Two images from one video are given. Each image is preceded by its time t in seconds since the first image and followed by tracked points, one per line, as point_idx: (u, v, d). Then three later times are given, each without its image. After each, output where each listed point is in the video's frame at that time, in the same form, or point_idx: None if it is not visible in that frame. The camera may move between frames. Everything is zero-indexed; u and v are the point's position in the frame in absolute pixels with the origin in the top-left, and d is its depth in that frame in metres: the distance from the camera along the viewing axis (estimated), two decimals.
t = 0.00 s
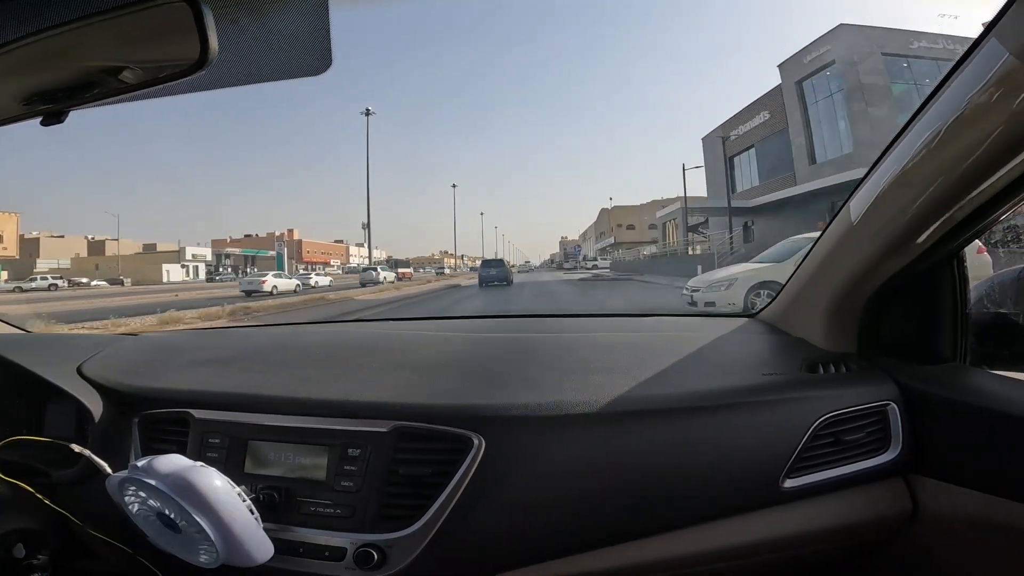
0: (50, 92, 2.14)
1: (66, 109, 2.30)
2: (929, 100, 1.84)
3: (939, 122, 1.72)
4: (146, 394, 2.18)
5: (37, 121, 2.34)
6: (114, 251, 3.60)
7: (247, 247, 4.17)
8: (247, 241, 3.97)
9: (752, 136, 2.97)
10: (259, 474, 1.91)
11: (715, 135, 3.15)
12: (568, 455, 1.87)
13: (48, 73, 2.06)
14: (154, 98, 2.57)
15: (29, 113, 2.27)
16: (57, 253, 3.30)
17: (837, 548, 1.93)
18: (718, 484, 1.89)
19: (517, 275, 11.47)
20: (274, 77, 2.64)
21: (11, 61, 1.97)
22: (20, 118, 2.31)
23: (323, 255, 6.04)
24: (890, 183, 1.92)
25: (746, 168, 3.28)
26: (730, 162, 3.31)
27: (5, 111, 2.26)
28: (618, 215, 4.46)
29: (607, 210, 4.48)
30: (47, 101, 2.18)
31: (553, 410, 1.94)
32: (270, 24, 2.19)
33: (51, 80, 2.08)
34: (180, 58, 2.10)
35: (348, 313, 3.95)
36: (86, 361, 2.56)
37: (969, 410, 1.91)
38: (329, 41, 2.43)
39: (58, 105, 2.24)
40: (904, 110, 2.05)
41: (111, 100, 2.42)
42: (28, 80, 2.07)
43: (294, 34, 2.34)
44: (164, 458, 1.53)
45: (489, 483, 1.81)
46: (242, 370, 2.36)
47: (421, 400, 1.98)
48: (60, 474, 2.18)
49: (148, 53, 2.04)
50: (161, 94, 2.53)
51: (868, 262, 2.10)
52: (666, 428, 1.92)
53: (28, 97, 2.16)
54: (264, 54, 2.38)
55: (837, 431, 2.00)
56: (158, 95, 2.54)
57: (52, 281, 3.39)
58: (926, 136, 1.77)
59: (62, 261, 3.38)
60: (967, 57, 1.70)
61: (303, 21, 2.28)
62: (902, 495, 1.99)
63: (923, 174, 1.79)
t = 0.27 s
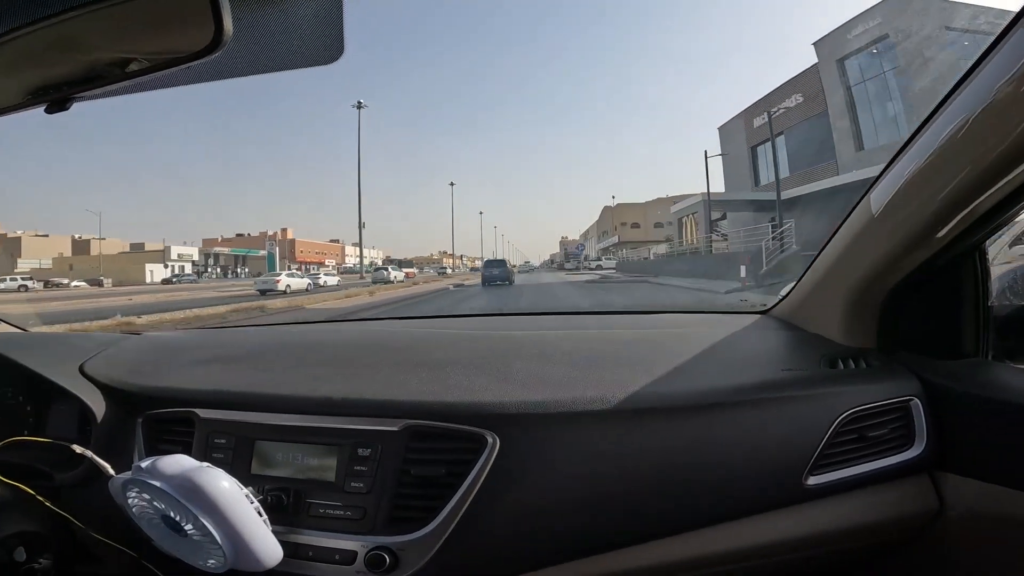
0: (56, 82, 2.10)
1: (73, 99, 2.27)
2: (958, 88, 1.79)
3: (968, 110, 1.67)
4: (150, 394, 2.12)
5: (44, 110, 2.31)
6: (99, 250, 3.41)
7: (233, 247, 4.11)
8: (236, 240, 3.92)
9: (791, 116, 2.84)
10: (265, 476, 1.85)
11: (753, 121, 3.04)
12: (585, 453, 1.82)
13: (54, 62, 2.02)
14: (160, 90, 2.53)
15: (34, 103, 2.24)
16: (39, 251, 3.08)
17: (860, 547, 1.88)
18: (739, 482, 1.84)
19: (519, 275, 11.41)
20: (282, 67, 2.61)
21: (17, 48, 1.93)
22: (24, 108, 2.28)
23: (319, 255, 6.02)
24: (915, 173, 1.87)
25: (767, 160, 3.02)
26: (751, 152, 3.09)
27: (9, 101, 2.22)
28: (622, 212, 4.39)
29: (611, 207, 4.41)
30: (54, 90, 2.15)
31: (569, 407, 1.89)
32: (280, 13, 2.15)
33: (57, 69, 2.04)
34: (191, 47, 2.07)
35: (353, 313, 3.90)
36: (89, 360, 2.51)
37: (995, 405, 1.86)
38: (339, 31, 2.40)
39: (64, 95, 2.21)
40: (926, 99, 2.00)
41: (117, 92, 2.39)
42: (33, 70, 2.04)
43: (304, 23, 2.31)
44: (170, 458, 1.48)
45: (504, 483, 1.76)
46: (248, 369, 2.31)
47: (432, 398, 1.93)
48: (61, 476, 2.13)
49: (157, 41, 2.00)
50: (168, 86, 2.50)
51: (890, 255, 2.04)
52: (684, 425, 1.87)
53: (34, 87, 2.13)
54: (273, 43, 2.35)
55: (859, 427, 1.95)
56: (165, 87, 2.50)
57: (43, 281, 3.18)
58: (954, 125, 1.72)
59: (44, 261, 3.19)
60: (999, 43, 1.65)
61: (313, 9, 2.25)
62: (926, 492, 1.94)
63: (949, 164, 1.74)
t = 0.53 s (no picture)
0: (69, 86, 2.16)
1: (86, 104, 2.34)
2: (948, 95, 1.84)
3: (957, 116, 1.72)
4: (160, 392, 2.17)
5: (58, 115, 2.39)
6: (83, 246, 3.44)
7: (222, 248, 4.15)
8: (228, 241, 3.97)
9: (819, 106, 2.71)
10: (273, 472, 1.90)
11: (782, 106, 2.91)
12: (584, 451, 1.87)
13: (68, 69, 2.08)
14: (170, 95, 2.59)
15: (48, 106, 2.30)
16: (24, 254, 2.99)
17: (853, 543, 1.92)
18: (735, 479, 1.89)
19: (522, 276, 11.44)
20: (291, 74, 2.67)
21: (33, 54, 2.00)
22: (39, 110, 2.35)
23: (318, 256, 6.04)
24: (906, 177, 1.91)
25: (800, 151, 2.97)
26: (778, 143, 3.02)
27: (24, 104, 2.29)
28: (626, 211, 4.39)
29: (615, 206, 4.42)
30: (67, 94, 2.22)
31: (569, 406, 1.94)
32: (288, 20, 2.21)
33: (72, 74, 2.11)
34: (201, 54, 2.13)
35: (357, 313, 3.95)
36: (100, 359, 2.57)
37: (985, 405, 1.90)
38: (347, 40, 2.46)
39: (75, 100, 2.27)
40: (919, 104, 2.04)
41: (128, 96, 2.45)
42: (46, 76, 2.10)
43: (312, 32, 2.36)
44: (182, 454, 1.53)
45: (505, 480, 1.81)
46: (255, 367, 2.36)
47: (435, 397, 1.98)
48: (74, 473, 2.18)
49: (169, 47, 2.06)
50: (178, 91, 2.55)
51: (883, 257, 2.09)
52: (682, 424, 1.91)
53: (47, 92, 2.20)
54: (282, 51, 2.40)
55: (853, 426, 2.00)
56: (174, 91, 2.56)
57: (20, 282, 3.04)
58: (944, 130, 1.77)
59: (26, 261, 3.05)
60: (986, 52, 1.70)
61: (321, 18, 2.30)
62: (919, 490, 1.98)
63: (939, 168, 1.79)
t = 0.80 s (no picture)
0: (66, 88, 2.16)
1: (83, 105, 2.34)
2: (953, 94, 1.81)
3: (962, 116, 1.70)
4: (157, 395, 2.16)
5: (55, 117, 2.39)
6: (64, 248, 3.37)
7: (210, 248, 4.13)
8: (216, 241, 3.96)
9: (862, 85, 2.52)
10: (270, 476, 1.89)
11: (816, 88, 2.72)
12: (582, 455, 1.85)
13: (64, 71, 2.08)
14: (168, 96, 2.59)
15: (46, 107, 2.30)
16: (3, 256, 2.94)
17: (855, 548, 1.90)
18: (735, 484, 1.87)
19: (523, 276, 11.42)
20: (289, 76, 2.66)
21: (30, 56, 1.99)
22: (37, 112, 2.34)
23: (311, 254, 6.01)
24: (910, 178, 1.89)
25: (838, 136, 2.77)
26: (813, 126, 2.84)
27: (21, 106, 2.29)
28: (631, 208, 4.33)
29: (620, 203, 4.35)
30: (64, 96, 2.21)
31: (568, 409, 1.92)
32: (285, 21, 2.20)
33: (68, 77, 2.11)
34: (198, 55, 2.13)
35: (357, 315, 3.93)
36: (98, 360, 2.56)
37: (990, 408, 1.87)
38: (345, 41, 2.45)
39: (72, 101, 2.27)
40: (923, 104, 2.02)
41: (125, 97, 2.44)
42: (43, 77, 2.10)
43: (310, 33, 2.35)
44: (176, 457, 1.52)
45: (503, 483, 1.79)
46: (252, 369, 2.34)
47: (433, 400, 1.96)
48: (71, 476, 2.17)
49: (165, 49, 2.06)
50: (176, 92, 2.55)
51: (886, 259, 2.06)
52: (681, 428, 1.89)
53: (44, 94, 2.19)
54: (280, 52, 2.39)
55: (856, 430, 1.97)
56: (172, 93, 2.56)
57: None
58: (948, 130, 1.74)
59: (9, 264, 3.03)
60: (992, 51, 1.68)
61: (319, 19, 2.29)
62: (922, 495, 1.96)
63: (943, 169, 1.76)
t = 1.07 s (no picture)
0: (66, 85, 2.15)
1: (83, 102, 2.32)
2: (968, 90, 1.78)
3: (977, 111, 1.66)
4: (157, 395, 2.14)
5: (56, 113, 2.37)
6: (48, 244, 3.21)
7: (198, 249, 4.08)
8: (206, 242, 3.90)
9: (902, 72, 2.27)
10: (271, 477, 1.86)
11: (863, 66, 2.45)
12: (587, 457, 1.82)
13: (63, 67, 2.06)
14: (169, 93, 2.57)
15: (47, 105, 2.30)
16: None
17: (865, 552, 1.87)
18: (742, 486, 1.83)
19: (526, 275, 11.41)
20: (291, 73, 2.64)
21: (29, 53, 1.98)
22: (38, 110, 2.34)
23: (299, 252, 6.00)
24: (923, 175, 1.85)
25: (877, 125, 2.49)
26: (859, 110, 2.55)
27: (22, 104, 2.28)
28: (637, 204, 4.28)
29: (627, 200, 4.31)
30: (64, 92, 2.20)
31: (572, 409, 1.89)
32: (287, 18, 2.18)
33: (69, 74, 2.09)
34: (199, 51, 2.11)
35: (360, 314, 3.91)
36: (99, 360, 2.54)
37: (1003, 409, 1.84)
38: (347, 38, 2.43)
39: (72, 97, 2.26)
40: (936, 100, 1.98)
41: (126, 94, 2.43)
42: (42, 74, 2.08)
43: (312, 30, 2.34)
44: (175, 459, 1.49)
45: (506, 485, 1.76)
46: (254, 369, 2.32)
47: (436, 400, 1.93)
48: (70, 477, 2.15)
49: (165, 46, 2.04)
50: (177, 89, 2.53)
51: (897, 258, 2.02)
52: (688, 429, 1.86)
53: (43, 90, 2.18)
54: (281, 49, 2.37)
55: (866, 431, 1.94)
56: (173, 90, 2.54)
57: None
58: (963, 126, 1.71)
59: None
60: (1010, 45, 1.64)
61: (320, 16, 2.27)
62: (934, 497, 1.92)
63: (957, 166, 1.73)
